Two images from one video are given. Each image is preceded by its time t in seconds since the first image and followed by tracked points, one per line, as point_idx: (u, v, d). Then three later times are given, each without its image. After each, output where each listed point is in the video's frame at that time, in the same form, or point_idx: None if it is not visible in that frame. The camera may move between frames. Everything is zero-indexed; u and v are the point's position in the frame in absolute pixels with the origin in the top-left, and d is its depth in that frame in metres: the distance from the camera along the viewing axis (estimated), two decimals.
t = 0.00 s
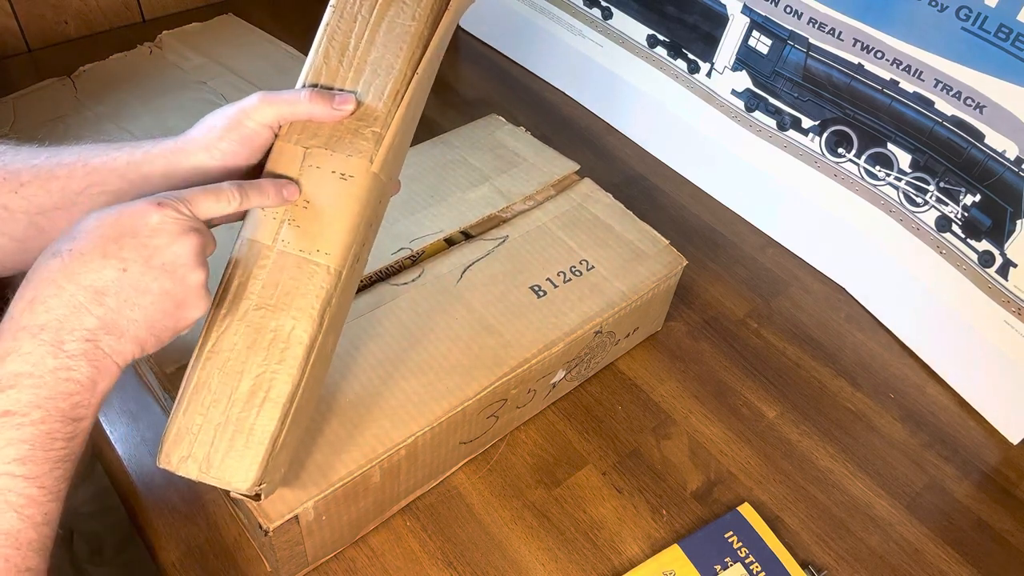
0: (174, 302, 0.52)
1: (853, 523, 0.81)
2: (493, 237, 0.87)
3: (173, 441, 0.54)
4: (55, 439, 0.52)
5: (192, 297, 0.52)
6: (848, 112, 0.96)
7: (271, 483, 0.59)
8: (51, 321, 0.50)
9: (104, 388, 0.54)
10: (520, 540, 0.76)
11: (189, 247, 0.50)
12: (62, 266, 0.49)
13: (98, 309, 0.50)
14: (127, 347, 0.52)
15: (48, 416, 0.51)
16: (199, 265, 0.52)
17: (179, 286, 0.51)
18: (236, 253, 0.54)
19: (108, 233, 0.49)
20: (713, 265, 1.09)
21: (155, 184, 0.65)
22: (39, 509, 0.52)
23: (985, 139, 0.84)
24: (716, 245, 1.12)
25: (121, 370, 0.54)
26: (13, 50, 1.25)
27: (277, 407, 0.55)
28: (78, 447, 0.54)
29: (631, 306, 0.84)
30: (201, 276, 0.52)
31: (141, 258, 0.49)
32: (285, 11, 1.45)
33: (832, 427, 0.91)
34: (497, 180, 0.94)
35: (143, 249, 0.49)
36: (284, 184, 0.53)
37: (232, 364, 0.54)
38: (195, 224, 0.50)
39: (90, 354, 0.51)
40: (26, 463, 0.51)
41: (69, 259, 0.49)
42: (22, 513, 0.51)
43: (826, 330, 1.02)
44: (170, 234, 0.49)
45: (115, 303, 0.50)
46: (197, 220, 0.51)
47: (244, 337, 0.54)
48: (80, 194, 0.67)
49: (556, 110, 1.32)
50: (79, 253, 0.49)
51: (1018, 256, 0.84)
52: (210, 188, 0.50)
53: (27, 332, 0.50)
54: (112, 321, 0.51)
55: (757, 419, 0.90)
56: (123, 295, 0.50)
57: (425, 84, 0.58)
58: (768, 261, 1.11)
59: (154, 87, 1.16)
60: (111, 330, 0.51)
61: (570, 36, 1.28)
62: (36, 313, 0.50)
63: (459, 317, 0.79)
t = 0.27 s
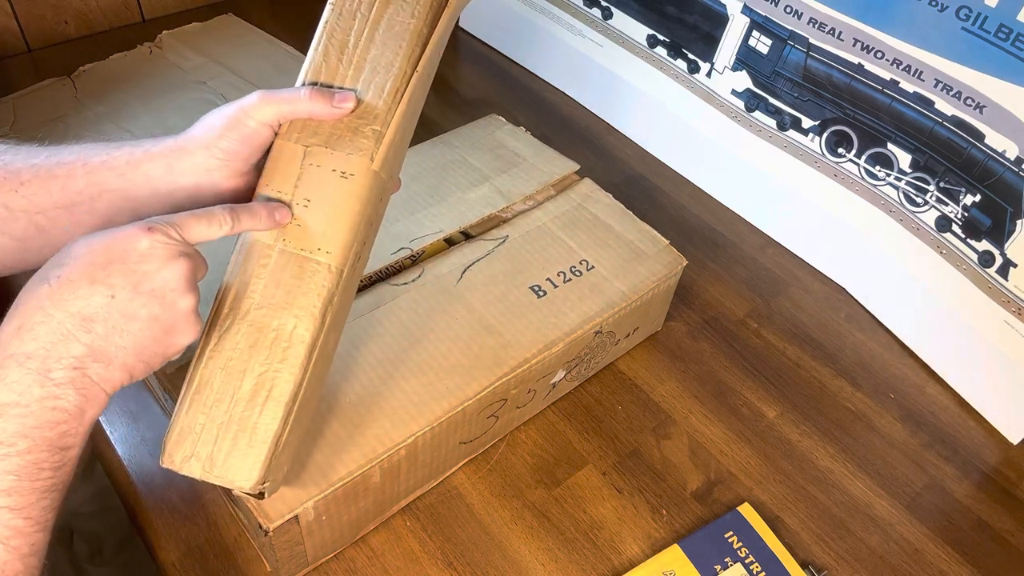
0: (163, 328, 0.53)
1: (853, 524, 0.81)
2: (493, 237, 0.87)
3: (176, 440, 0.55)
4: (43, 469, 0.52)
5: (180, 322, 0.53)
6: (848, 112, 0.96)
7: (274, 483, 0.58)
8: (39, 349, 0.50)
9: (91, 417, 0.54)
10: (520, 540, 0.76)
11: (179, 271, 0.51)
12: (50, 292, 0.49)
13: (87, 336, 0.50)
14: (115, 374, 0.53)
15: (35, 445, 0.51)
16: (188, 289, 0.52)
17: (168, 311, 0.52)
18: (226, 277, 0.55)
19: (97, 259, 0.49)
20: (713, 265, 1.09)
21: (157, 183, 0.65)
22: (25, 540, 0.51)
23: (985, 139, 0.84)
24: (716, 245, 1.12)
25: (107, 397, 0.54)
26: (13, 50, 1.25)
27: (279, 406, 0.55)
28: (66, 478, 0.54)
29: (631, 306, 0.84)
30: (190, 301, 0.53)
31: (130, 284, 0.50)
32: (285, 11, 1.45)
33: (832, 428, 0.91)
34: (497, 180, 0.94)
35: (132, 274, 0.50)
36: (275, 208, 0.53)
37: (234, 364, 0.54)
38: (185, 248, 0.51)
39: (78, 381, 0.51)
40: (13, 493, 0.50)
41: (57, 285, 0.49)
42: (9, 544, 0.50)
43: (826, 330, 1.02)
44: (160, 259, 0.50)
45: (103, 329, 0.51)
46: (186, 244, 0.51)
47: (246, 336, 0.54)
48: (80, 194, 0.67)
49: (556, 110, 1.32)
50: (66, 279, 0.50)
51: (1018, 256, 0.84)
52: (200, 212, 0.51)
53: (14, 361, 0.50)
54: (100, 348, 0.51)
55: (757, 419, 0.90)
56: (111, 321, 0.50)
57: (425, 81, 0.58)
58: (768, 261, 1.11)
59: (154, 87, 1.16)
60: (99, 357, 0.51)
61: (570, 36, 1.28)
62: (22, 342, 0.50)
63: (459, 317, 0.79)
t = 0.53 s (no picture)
0: (161, 340, 0.53)
1: (853, 524, 0.81)
2: (492, 237, 0.87)
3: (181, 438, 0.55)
4: (39, 483, 0.53)
5: (178, 335, 0.54)
6: (848, 112, 0.96)
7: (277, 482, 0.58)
8: (37, 363, 0.51)
9: (87, 430, 0.55)
10: (520, 540, 0.76)
11: (176, 284, 0.51)
12: (48, 306, 0.50)
13: (84, 349, 0.51)
14: (112, 387, 0.54)
15: (31, 460, 0.52)
16: (185, 302, 0.53)
17: (165, 325, 0.53)
18: (223, 290, 0.55)
19: (94, 273, 0.50)
20: (713, 265, 1.09)
21: (161, 183, 0.66)
22: (20, 555, 0.53)
23: (985, 139, 0.84)
24: (717, 245, 1.12)
25: (105, 410, 0.55)
26: (13, 50, 1.25)
27: (284, 405, 0.55)
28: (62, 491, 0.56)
29: (631, 306, 0.84)
30: (188, 314, 0.53)
31: (126, 298, 0.51)
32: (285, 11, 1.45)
33: (832, 427, 0.91)
34: (497, 180, 0.94)
35: (128, 287, 0.50)
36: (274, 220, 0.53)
37: (239, 363, 0.54)
38: (182, 261, 0.52)
39: (75, 394, 0.52)
40: (9, 508, 0.52)
41: (55, 298, 0.50)
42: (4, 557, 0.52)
43: (826, 330, 1.02)
44: (157, 272, 0.50)
45: (100, 342, 0.51)
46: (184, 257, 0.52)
47: (251, 335, 0.54)
48: (83, 194, 0.67)
49: (556, 110, 1.32)
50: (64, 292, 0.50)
51: (1017, 256, 0.84)
52: (201, 224, 0.51)
53: (14, 374, 0.51)
54: (98, 361, 0.52)
55: (757, 419, 0.90)
56: (108, 335, 0.51)
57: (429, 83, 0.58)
58: (768, 261, 1.11)
59: (154, 87, 1.16)
60: (96, 370, 0.52)
61: (570, 36, 1.28)
62: (21, 355, 0.51)
63: (459, 317, 0.79)
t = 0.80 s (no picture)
0: (159, 358, 0.54)
1: (853, 524, 0.81)
2: (493, 237, 0.87)
3: (187, 437, 0.55)
4: (38, 501, 0.54)
5: (176, 353, 0.55)
6: (848, 112, 0.96)
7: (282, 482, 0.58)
8: (35, 382, 0.53)
9: (85, 449, 0.56)
10: (520, 540, 0.76)
11: (174, 301, 0.52)
12: (48, 324, 0.52)
13: (83, 366, 0.52)
14: (110, 404, 0.55)
15: (29, 480, 0.53)
16: (184, 319, 0.54)
17: (163, 341, 0.54)
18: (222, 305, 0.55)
19: (94, 291, 0.51)
20: (713, 265, 1.09)
21: (167, 183, 0.66)
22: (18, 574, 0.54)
23: (985, 139, 0.84)
24: (716, 245, 1.12)
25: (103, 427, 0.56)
26: (13, 50, 1.25)
27: (288, 404, 0.55)
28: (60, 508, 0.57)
29: (631, 306, 0.84)
30: (187, 332, 0.54)
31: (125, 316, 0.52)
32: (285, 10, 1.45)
33: (832, 427, 0.91)
34: (497, 180, 0.94)
35: (127, 305, 0.52)
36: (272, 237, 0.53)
37: (244, 361, 0.54)
38: (181, 278, 0.53)
39: (74, 412, 0.54)
40: (8, 526, 0.53)
41: (55, 317, 0.51)
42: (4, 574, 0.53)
43: (826, 330, 1.02)
44: (156, 289, 0.52)
45: (99, 360, 0.52)
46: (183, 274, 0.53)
47: (256, 335, 0.54)
48: (88, 195, 0.67)
49: (556, 110, 1.32)
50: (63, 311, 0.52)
51: (1017, 256, 0.84)
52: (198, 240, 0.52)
53: (13, 393, 0.53)
54: (96, 380, 0.53)
55: (757, 419, 0.90)
56: (107, 353, 0.52)
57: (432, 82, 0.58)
58: (768, 261, 1.11)
59: (154, 87, 1.16)
60: (94, 388, 0.53)
61: (570, 36, 1.28)
62: (22, 373, 0.52)
63: (459, 317, 0.79)
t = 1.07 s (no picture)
0: (199, 284, 0.49)
1: (853, 523, 0.81)
2: (493, 237, 0.87)
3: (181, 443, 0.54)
4: (82, 432, 0.50)
5: (217, 278, 0.50)
6: (848, 111, 0.96)
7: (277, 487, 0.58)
8: (70, 313, 0.48)
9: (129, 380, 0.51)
10: (520, 540, 0.76)
11: (209, 226, 0.48)
12: (80, 255, 0.47)
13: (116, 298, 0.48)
14: (153, 333, 0.50)
15: (71, 410, 0.49)
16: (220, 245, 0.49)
17: (200, 267, 0.49)
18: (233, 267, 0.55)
19: (126, 213, 0.47)
20: (713, 265, 1.09)
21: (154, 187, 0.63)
22: (64, 505, 0.50)
23: (985, 139, 0.84)
24: (717, 245, 1.12)
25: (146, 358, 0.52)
26: (13, 50, 1.25)
27: (284, 410, 0.55)
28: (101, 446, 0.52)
29: (631, 306, 0.84)
30: (226, 256, 0.50)
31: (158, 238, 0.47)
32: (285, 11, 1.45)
33: (832, 427, 0.91)
34: (497, 180, 0.94)
35: (158, 227, 0.47)
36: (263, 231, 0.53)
37: (239, 367, 0.54)
38: (213, 202, 0.49)
39: (113, 343, 0.49)
40: (51, 457, 0.49)
41: (88, 242, 0.47)
42: (47, 508, 0.49)
43: (826, 330, 1.02)
44: (189, 214, 0.48)
45: (132, 288, 0.48)
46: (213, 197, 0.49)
47: (251, 339, 0.54)
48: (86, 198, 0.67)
49: (556, 109, 1.32)
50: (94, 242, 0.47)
51: (1017, 256, 0.84)
52: (222, 162, 0.50)
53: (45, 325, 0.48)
54: (134, 311, 0.49)
55: (757, 419, 0.90)
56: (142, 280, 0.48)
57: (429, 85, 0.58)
58: (768, 261, 1.11)
59: (154, 87, 1.16)
60: (133, 317, 0.49)
61: (570, 36, 1.28)
62: (53, 306, 0.48)
63: (458, 317, 0.79)
